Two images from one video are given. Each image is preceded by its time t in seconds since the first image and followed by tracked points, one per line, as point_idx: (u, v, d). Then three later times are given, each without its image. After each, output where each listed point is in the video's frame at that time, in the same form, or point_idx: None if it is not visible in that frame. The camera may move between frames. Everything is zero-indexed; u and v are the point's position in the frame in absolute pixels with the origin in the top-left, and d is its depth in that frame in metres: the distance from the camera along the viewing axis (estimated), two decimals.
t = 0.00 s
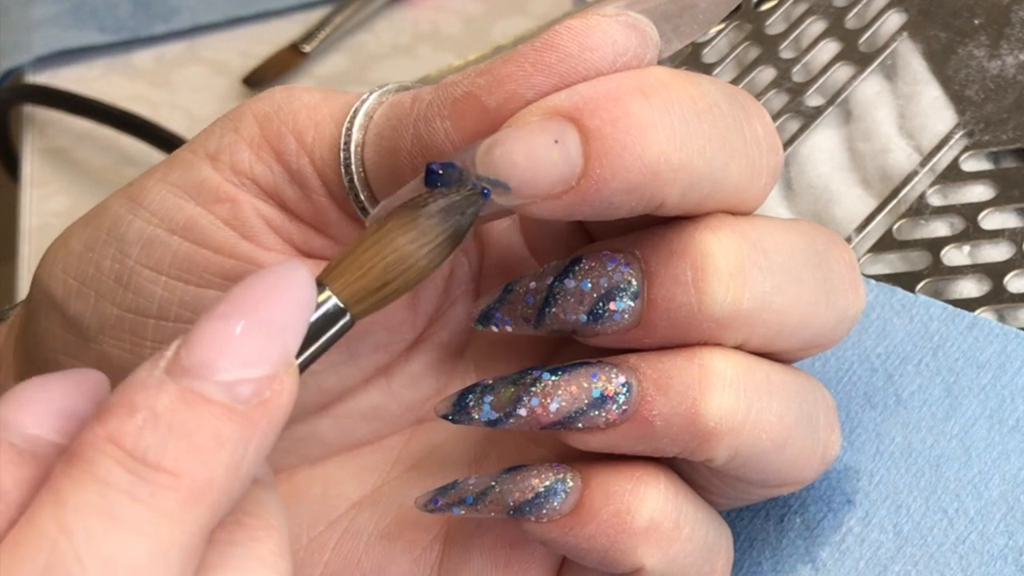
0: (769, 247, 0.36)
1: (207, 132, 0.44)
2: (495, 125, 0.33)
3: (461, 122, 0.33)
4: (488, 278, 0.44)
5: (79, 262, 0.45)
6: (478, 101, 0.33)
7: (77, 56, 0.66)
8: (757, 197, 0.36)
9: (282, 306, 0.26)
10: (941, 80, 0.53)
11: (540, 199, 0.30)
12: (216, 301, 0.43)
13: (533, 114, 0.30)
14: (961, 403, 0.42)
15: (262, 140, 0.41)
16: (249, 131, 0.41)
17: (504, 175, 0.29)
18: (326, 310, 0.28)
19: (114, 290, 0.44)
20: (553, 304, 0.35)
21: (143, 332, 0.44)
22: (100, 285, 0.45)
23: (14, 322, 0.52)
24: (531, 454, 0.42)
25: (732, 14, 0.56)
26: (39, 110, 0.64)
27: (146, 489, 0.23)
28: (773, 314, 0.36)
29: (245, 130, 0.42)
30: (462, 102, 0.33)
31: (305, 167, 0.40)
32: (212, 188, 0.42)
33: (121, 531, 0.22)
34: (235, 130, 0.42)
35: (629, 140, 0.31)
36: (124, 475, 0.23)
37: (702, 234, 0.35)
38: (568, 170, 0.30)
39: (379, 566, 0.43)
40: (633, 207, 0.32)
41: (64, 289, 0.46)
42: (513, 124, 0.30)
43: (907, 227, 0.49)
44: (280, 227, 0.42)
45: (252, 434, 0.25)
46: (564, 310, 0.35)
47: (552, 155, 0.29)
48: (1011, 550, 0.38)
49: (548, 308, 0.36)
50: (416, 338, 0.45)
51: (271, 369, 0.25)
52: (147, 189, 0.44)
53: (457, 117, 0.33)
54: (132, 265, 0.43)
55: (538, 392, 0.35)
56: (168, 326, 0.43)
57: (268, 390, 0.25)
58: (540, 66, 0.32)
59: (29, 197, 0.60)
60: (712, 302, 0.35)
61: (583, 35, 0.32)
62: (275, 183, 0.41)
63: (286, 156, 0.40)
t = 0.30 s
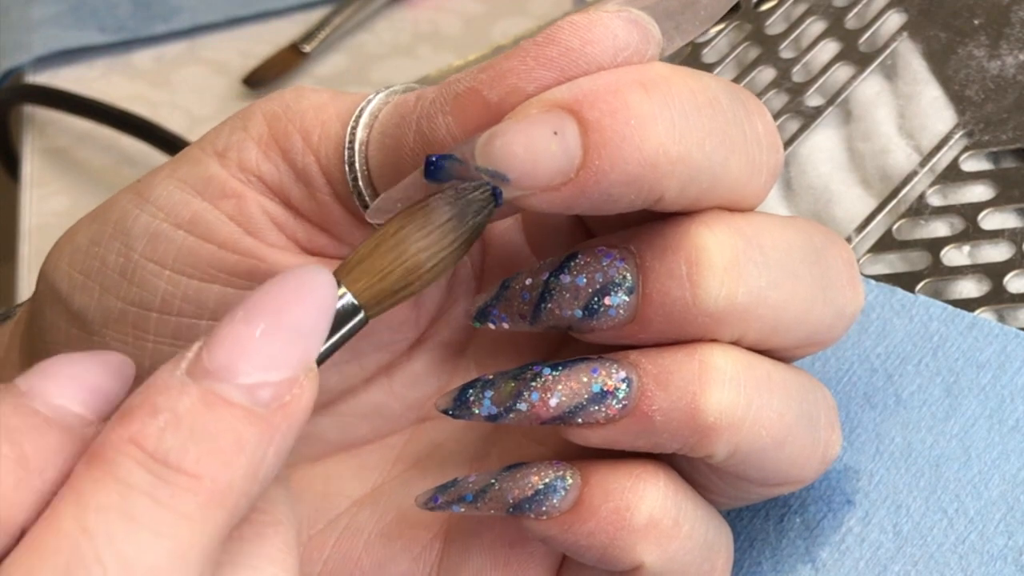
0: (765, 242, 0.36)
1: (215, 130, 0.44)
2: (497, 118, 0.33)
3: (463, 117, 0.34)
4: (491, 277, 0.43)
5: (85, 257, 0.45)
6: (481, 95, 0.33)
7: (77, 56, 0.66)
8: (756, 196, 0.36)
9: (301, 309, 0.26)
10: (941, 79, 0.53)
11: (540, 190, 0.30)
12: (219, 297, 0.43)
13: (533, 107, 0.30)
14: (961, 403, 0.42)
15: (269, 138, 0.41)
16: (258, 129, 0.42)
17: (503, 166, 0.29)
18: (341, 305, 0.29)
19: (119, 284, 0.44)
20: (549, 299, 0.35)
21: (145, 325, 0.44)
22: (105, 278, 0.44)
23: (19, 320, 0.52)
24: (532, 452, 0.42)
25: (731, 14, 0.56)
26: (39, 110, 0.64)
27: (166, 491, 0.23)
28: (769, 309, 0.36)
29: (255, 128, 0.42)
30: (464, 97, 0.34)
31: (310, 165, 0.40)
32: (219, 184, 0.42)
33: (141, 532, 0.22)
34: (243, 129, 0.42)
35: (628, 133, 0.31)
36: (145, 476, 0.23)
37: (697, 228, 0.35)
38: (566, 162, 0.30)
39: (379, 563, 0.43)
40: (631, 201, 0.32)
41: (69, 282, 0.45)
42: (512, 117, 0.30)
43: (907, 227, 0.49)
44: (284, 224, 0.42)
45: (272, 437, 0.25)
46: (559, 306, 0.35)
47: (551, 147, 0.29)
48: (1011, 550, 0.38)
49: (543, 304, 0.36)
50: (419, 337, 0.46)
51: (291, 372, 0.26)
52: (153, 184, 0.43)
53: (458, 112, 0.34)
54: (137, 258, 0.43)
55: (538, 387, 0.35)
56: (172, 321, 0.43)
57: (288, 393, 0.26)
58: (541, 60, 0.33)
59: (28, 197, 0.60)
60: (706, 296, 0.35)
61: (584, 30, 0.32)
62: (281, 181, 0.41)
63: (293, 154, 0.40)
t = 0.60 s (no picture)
0: (761, 240, 0.36)
1: (220, 129, 0.44)
2: (495, 116, 0.33)
3: (462, 114, 0.33)
4: (490, 270, 0.44)
5: (86, 254, 0.45)
6: (480, 93, 0.33)
7: (77, 56, 0.66)
8: (755, 195, 0.36)
9: (296, 309, 0.26)
10: (941, 80, 0.53)
11: (534, 186, 0.30)
12: (219, 294, 0.42)
13: (529, 104, 0.30)
14: (961, 403, 0.42)
15: (272, 138, 0.41)
16: (261, 129, 0.42)
17: (500, 161, 0.29)
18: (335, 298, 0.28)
19: (119, 280, 0.44)
20: (544, 297, 0.35)
21: (145, 321, 0.44)
22: (105, 275, 0.44)
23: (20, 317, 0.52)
24: (531, 451, 0.42)
25: (731, 15, 0.56)
26: (39, 110, 0.64)
27: (164, 494, 0.23)
28: (764, 308, 0.36)
29: (257, 128, 0.42)
30: (463, 95, 0.33)
31: (312, 165, 0.40)
32: (221, 182, 0.42)
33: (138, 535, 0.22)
34: (247, 129, 0.42)
35: (623, 129, 0.31)
36: (141, 480, 0.23)
37: (690, 226, 0.35)
38: (560, 158, 0.30)
39: (378, 562, 0.43)
40: (627, 198, 0.32)
41: (70, 279, 0.45)
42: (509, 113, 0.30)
43: (907, 227, 0.49)
44: (285, 223, 0.42)
45: (269, 437, 0.25)
46: (554, 303, 0.35)
47: (546, 142, 0.29)
48: (1011, 550, 0.38)
49: (539, 302, 0.36)
50: (419, 337, 0.46)
51: (287, 373, 0.26)
52: (157, 180, 0.44)
53: (457, 109, 0.33)
54: (138, 255, 0.43)
55: (536, 384, 0.35)
56: (172, 316, 0.43)
57: (284, 393, 0.26)
58: (539, 58, 0.33)
59: (29, 197, 0.60)
60: (701, 293, 0.34)
61: (582, 29, 0.33)
62: (282, 180, 0.41)
63: (295, 153, 0.40)
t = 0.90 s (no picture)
0: (761, 238, 0.36)
1: (231, 126, 0.44)
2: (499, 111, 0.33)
3: (467, 110, 0.33)
4: (495, 268, 0.44)
5: (95, 246, 0.45)
6: (485, 89, 0.33)
7: (77, 56, 0.66)
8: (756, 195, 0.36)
9: (292, 311, 0.26)
10: (941, 80, 0.53)
11: (534, 180, 0.30)
12: (224, 287, 0.43)
13: (530, 99, 0.30)
14: (961, 403, 0.42)
15: (283, 134, 0.41)
16: (273, 125, 0.42)
17: (499, 155, 0.29)
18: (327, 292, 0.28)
19: (127, 271, 0.44)
20: (544, 293, 0.35)
21: (151, 312, 0.44)
22: (112, 267, 0.44)
23: (28, 312, 0.52)
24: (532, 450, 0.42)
25: (732, 15, 0.56)
26: (39, 110, 0.64)
27: (173, 505, 0.23)
28: (763, 305, 0.36)
29: (269, 125, 0.42)
30: (469, 91, 0.33)
31: (320, 161, 0.40)
32: (232, 176, 0.42)
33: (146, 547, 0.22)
34: (258, 125, 0.42)
35: (623, 123, 0.30)
36: (149, 490, 0.23)
37: (688, 223, 0.35)
38: (559, 153, 0.30)
39: (378, 561, 0.43)
40: (626, 194, 0.32)
41: (78, 270, 0.45)
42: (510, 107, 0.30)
43: (907, 227, 0.49)
44: (293, 219, 0.42)
45: (273, 441, 0.25)
46: (553, 300, 0.35)
47: (545, 135, 0.29)
48: (1011, 550, 0.38)
49: (538, 298, 0.36)
50: (422, 335, 0.46)
51: (287, 377, 0.26)
52: (167, 174, 0.44)
53: (462, 105, 0.33)
54: (146, 247, 0.43)
55: (538, 381, 0.35)
56: (177, 309, 0.43)
57: (284, 398, 0.26)
58: (544, 54, 0.33)
59: (29, 197, 0.60)
60: (699, 289, 0.34)
61: (588, 28, 0.33)
62: (292, 177, 0.41)
63: (304, 150, 0.40)
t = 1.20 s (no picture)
0: (760, 239, 0.36)
1: (235, 125, 0.44)
2: (499, 110, 0.33)
3: (468, 110, 0.33)
4: (496, 267, 0.44)
5: (98, 243, 0.45)
6: (487, 88, 0.33)
7: (77, 56, 0.66)
8: (756, 195, 0.36)
9: (309, 302, 0.26)
10: (941, 80, 0.53)
11: (532, 178, 0.30)
12: (227, 284, 0.43)
13: (530, 99, 0.30)
14: (961, 403, 0.42)
15: (287, 133, 0.41)
16: (277, 124, 0.42)
17: (498, 155, 0.29)
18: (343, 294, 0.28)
19: (129, 268, 0.44)
20: (542, 294, 0.35)
21: (153, 309, 0.44)
22: (115, 264, 0.44)
23: (30, 310, 0.52)
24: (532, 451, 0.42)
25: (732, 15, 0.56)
26: (39, 110, 0.64)
27: (201, 497, 0.23)
28: (762, 306, 0.36)
29: (273, 123, 0.42)
30: (471, 91, 0.33)
31: (323, 160, 0.40)
32: (235, 174, 0.42)
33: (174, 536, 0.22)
34: (261, 123, 0.42)
35: (621, 123, 0.30)
36: (175, 483, 0.23)
37: (687, 223, 0.35)
38: (558, 151, 0.29)
39: (378, 562, 0.43)
40: (625, 194, 0.32)
41: (81, 267, 0.45)
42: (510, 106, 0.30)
43: (907, 227, 0.49)
44: (295, 217, 0.42)
45: (293, 436, 0.25)
46: (552, 300, 0.35)
47: (543, 135, 0.29)
48: (1011, 550, 0.38)
49: (537, 299, 0.36)
50: (424, 334, 0.46)
51: (306, 372, 0.25)
52: (171, 172, 0.44)
53: (464, 105, 0.33)
54: (149, 244, 0.43)
55: (538, 381, 0.35)
56: (179, 305, 0.43)
57: (302, 394, 0.25)
58: (546, 55, 0.33)
59: (28, 197, 0.60)
60: (696, 289, 0.34)
61: (590, 28, 0.33)
62: (294, 175, 0.41)
63: (308, 149, 0.40)
